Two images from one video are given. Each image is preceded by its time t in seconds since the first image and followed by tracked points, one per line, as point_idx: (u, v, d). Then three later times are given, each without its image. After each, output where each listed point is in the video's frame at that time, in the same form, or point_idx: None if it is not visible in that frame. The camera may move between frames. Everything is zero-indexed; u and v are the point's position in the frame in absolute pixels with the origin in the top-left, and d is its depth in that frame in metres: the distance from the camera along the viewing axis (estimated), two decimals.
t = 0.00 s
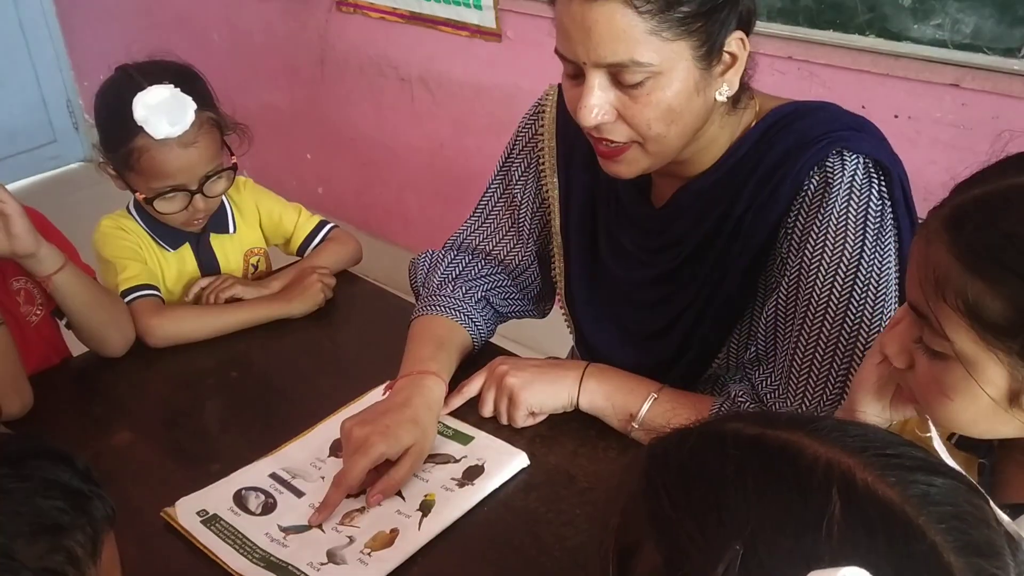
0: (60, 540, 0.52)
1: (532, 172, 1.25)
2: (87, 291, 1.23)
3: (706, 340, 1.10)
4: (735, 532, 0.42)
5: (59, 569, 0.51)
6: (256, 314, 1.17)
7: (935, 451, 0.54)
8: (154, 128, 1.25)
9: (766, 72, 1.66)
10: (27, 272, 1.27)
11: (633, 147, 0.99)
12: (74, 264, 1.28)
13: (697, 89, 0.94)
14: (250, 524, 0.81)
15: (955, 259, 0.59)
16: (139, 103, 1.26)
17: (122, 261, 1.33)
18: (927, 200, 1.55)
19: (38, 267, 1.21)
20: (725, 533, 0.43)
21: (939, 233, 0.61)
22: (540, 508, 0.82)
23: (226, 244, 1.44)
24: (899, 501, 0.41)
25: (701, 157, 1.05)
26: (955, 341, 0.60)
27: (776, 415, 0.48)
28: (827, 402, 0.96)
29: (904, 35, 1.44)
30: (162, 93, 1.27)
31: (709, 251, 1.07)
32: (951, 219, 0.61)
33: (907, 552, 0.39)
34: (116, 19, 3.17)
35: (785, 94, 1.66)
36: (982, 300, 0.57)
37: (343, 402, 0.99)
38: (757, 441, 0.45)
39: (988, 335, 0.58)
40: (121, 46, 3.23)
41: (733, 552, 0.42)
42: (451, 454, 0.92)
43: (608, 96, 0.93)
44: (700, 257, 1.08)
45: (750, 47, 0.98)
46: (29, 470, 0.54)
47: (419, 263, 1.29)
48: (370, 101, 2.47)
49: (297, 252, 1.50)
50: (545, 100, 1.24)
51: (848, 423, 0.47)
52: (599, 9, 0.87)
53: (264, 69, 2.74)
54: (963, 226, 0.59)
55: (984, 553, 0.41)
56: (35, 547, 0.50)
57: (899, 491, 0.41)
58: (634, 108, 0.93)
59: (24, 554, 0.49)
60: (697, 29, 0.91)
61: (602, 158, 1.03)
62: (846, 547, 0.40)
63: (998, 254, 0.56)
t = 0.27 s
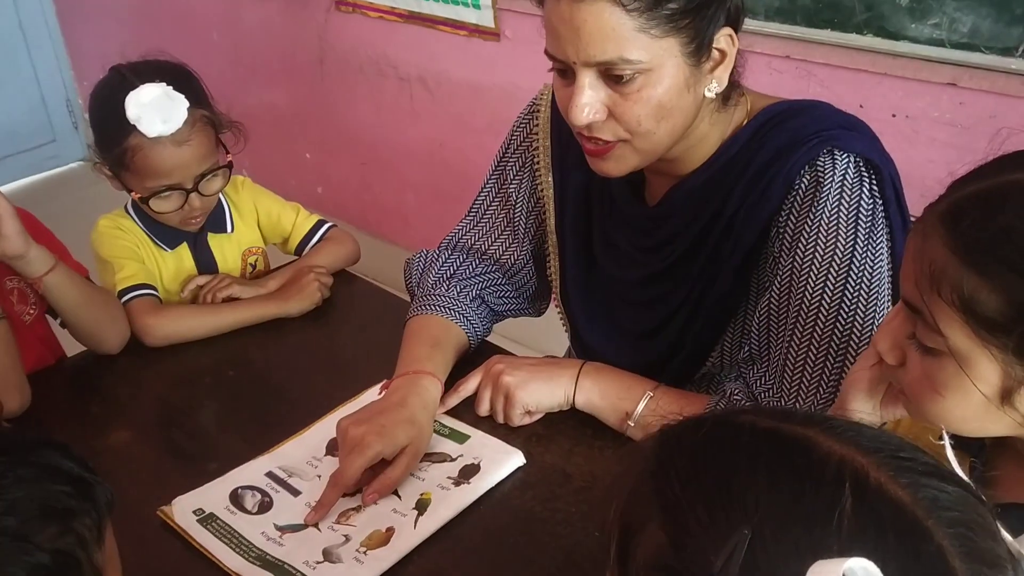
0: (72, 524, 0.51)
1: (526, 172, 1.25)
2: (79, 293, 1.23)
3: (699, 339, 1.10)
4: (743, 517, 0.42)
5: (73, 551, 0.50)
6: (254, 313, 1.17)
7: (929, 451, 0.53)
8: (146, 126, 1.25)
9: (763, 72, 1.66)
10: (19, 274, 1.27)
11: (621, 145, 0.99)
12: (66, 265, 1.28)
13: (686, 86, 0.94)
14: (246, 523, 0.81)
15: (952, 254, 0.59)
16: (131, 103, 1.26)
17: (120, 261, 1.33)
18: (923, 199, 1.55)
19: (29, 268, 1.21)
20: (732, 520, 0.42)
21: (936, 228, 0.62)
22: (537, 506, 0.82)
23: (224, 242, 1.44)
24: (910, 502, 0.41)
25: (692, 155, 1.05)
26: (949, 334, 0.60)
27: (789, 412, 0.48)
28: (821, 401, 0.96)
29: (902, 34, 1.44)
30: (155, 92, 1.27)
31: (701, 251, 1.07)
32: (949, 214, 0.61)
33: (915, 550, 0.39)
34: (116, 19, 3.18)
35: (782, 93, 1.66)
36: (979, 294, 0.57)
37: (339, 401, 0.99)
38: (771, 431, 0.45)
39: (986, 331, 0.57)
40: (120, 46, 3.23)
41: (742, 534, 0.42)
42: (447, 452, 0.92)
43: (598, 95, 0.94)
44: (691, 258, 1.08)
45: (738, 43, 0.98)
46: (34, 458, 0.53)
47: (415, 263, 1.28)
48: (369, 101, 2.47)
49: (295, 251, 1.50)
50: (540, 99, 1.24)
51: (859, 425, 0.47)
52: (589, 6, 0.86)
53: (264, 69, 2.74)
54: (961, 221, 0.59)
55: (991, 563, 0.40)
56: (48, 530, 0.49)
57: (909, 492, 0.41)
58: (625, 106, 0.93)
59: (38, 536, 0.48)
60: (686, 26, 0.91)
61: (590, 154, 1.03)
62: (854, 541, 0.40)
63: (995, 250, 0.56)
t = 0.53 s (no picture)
0: (88, 505, 0.53)
1: (529, 168, 1.25)
2: (74, 292, 1.23)
3: (701, 333, 1.10)
4: (739, 514, 0.42)
5: (88, 532, 0.52)
6: (254, 312, 1.17)
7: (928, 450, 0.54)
8: (146, 123, 1.26)
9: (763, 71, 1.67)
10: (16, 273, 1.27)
11: (625, 134, 0.99)
12: (62, 264, 1.28)
13: (691, 75, 0.95)
14: (245, 521, 0.81)
15: (957, 245, 0.59)
16: (130, 100, 1.27)
17: (120, 259, 1.33)
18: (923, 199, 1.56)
19: (24, 269, 1.22)
20: (728, 517, 0.42)
21: (941, 219, 0.62)
22: (535, 504, 0.82)
23: (225, 241, 1.44)
24: (904, 501, 0.41)
25: (694, 150, 1.06)
26: (955, 331, 0.60)
27: (788, 409, 0.48)
28: (818, 398, 0.96)
29: (901, 34, 1.45)
30: (154, 90, 1.28)
31: (703, 248, 1.07)
32: (956, 204, 0.61)
33: (907, 550, 0.40)
34: (116, 18, 3.18)
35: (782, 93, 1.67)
36: (985, 285, 0.57)
37: (338, 399, 0.99)
38: (768, 429, 0.45)
39: (985, 323, 0.58)
40: (120, 46, 3.23)
41: (736, 532, 0.41)
42: (446, 451, 0.92)
43: (602, 81, 0.94)
44: (694, 252, 1.08)
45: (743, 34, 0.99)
46: (50, 443, 0.55)
47: (415, 263, 1.28)
48: (369, 101, 2.47)
49: (295, 251, 1.50)
50: (542, 97, 1.24)
51: (858, 422, 0.47)
52: None
53: (264, 69, 2.74)
54: (969, 210, 0.59)
55: (982, 562, 0.41)
56: (65, 510, 0.51)
57: (903, 492, 0.42)
58: (629, 93, 0.94)
59: (57, 516, 0.51)
60: (693, 14, 0.91)
61: (594, 142, 1.03)
62: (846, 539, 0.40)
63: (1003, 241, 0.56)
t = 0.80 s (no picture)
0: (108, 490, 0.54)
1: (532, 163, 1.25)
2: (73, 289, 1.24)
3: (703, 332, 1.11)
4: (733, 519, 0.42)
5: (108, 514, 0.53)
6: (254, 310, 1.17)
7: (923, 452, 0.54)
8: (148, 124, 1.26)
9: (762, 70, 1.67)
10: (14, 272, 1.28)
11: (633, 116, 0.99)
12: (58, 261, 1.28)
13: (702, 60, 0.95)
14: (245, 518, 0.81)
15: (937, 249, 0.59)
16: (132, 101, 1.27)
17: (121, 258, 1.34)
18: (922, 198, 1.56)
19: (22, 267, 1.22)
20: (721, 522, 0.42)
21: (924, 224, 0.62)
22: (534, 503, 0.83)
23: (225, 241, 1.45)
24: (898, 503, 0.41)
25: (701, 142, 1.06)
26: (938, 331, 0.60)
27: (779, 412, 0.48)
28: (818, 397, 0.97)
29: (899, 33, 1.45)
30: (156, 91, 1.28)
31: (706, 245, 1.07)
32: (938, 209, 0.61)
33: (901, 553, 0.40)
34: (116, 18, 3.18)
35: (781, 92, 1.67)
36: (965, 289, 0.57)
37: (337, 398, 0.99)
38: (761, 433, 0.45)
39: (976, 325, 0.58)
40: (121, 45, 3.23)
41: (731, 538, 0.42)
42: (446, 449, 0.92)
43: (613, 60, 0.95)
44: (698, 248, 1.09)
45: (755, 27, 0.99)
46: (72, 429, 0.55)
47: (417, 261, 1.28)
48: (369, 100, 2.47)
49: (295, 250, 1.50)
50: (546, 93, 1.25)
51: (851, 423, 0.47)
52: None
53: (264, 69, 2.74)
54: (948, 217, 0.59)
55: (978, 561, 0.41)
56: (88, 491, 0.52)
57: (898, 493, 0.42)
58: (639, 73, 0.94)
59: (80, 497, 0.51)
60: None
61: (600, 124, 1.02)
62: (842, 543, 0.40)
63: (982, 245, 0.56)
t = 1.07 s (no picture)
0: (115, 488, 0.54)
1: (534, 160, 1.25)
2: (80, 286, 1.24)
3: (703, 330, 1.11)
4: (726, 520, 0.42)
5: (114, 512, 0.53)
6: (255, 310, 1.18)
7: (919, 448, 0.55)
8: (148, 124, 1.26)
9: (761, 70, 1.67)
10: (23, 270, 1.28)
11: (640, 105, 0.99)
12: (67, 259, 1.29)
13: (713, 55, 0.95)
14: (244, 515, 0.82)
15: (939, 245, 0.60)
16: (133, 103, 1.27)
17: (120, 258, 1.34)
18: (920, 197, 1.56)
19: (32, 262, 1.23)
20: (714, 523, 0.43)
21: (927, 220, 0.62)
22: (532, 501, 0.83)
23: (225, 241, 1.45)
24: (886, 493, 0.42)
25: (703, 142, 1.06)
26: (942, 328, 0.60)
27: (766, 408, 0.49)
28: (816, 394, 0.97)
29: (898, 33, 1.45)
30: (156, 92, 1.28)
31: (707, 243, 1.08)
32: (938, 207, 0.61)
33: (894, 541, 0.40)
34: (117, 18, 3.18)
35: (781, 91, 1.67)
36: (968, 286, 0.57)
37: (337, 397, 1.00)
38: (748, 431, 0.45)
39: (972, 322, 0.58)
40: (121, 45, 3.23)
41: (724, 539, 0.42)
42: (444, 448, 0.93)
43: (626, 49, 0.95)
44: (698, 247, 1.09)
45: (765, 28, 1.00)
46: (81, 426, 0.55)
47: (417, 259, 1.28)
48: (369, 100, 2.48)
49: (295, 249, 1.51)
50: (547, 93, 1.25)
51: (837, 417, 0.48)
52: None
53: (264, 68, 2.75)
54: (949, 214, 0.60)
55: (966, 545, 0.42)
56: (95, 488, 0.52)
57: (885, 484, 0.42)
58: (651, 64, 0.94)
59: (86, 493, 0.52)
60: None
61: (605, 112, 1.02)
62: (834, 539, 0.40)
63: (983, 240, 0.57)
